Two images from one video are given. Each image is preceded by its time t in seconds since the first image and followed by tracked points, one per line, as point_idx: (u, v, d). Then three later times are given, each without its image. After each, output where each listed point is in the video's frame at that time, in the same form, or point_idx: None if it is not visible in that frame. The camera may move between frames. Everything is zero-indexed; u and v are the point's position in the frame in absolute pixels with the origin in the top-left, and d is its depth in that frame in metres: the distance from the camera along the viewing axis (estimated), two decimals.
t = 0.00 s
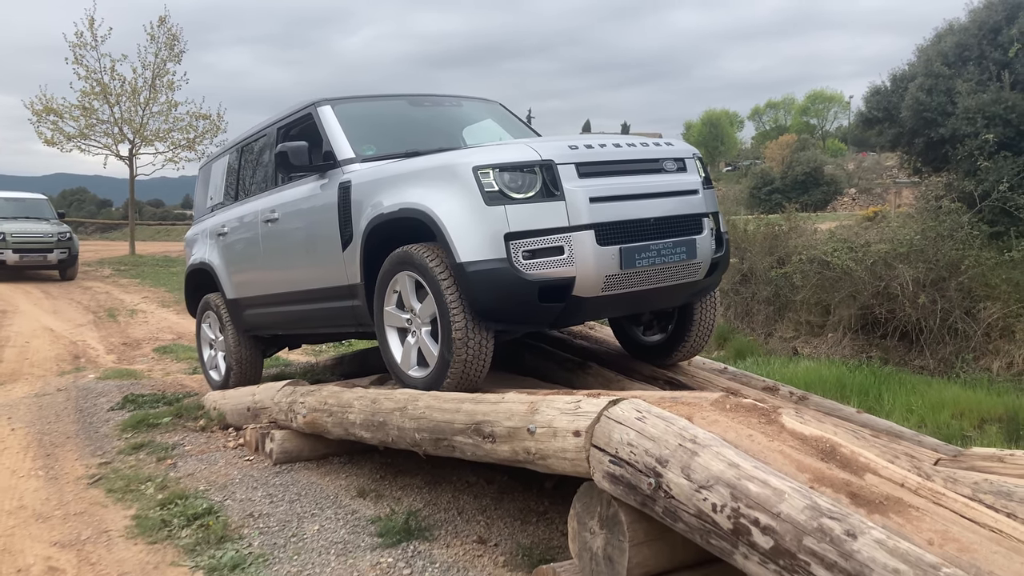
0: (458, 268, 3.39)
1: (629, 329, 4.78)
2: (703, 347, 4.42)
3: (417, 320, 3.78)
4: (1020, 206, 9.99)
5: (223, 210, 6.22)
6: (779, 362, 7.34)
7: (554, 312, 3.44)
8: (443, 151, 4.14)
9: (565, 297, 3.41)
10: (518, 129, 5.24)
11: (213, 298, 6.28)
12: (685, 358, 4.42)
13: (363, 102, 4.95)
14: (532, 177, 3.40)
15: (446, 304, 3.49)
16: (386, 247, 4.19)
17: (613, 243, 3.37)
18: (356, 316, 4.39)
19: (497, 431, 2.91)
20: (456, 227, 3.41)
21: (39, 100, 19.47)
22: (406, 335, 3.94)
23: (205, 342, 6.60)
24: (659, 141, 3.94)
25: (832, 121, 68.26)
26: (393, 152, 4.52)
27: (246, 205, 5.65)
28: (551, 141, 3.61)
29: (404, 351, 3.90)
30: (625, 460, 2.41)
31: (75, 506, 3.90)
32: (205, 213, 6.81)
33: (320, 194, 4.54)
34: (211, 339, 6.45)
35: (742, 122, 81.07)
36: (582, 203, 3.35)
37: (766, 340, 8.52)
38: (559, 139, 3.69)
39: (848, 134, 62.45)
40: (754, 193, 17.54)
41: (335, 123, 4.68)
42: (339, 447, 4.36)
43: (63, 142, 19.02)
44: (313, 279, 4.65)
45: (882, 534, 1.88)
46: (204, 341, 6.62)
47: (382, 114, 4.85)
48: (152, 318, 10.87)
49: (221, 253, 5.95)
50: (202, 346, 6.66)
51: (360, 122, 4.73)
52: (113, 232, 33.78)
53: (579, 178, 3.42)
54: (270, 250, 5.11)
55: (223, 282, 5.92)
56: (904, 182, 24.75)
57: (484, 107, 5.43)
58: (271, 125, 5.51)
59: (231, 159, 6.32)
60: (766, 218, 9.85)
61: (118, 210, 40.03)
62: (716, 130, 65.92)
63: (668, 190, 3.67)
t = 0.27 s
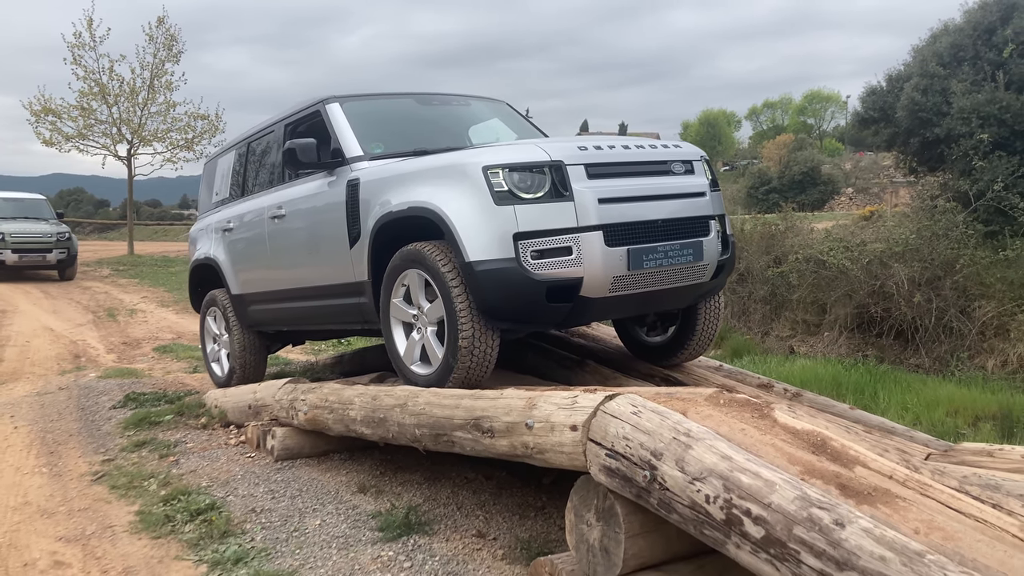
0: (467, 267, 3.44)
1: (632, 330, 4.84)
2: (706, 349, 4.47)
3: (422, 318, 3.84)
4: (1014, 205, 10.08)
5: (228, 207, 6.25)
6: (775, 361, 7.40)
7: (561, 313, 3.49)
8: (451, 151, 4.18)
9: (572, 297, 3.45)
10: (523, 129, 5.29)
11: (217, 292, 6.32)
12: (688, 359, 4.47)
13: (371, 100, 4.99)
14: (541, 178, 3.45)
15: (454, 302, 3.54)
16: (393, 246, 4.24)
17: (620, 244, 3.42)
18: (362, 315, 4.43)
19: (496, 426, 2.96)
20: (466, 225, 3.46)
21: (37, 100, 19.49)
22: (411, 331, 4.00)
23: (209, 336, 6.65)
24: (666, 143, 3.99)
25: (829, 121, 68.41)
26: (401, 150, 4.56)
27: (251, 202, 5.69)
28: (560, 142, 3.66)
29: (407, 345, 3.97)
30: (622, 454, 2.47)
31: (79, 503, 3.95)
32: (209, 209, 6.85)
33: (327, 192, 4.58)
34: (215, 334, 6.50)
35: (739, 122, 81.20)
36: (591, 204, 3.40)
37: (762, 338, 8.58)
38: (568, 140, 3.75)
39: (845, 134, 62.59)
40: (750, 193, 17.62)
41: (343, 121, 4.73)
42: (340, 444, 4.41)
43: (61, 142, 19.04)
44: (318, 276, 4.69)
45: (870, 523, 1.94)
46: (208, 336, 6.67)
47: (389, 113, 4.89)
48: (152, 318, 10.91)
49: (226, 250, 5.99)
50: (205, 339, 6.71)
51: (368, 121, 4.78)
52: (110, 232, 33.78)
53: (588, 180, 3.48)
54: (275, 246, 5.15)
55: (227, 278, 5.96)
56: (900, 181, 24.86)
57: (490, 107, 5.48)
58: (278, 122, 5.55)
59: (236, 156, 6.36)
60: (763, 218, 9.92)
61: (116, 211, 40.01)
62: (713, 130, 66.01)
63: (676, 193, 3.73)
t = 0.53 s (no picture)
0: (461, 266, 3.48)
1: (626, 328, 4.89)
2: (698, 347, 4.53)
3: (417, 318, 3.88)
4: (1006, 205, 10.17)
5: (224, 207, 6.28)
6: (769, 359, 7.46)
7: (554, 311, 3.53)
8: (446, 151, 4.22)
9: (565, 296, 3.50)
10: (517, 129, 5.34)
11: (213, 292, 6.35)
12: (681, 358, 4.52)
13: (366, 101, 5.03)
14: (534, 178, 3.49)
15: (447, 300, 3.58)
16: (388, 245, 4.27)
17: (612, 243, 3.47)
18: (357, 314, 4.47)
19: (489, 423, 3.01)
20: (460, 225, 3.50)
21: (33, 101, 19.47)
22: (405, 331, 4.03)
23: (205, 336, 6.67)
24: (658, 143, 4.04)
25: (824, 121, 68.59)
26: (395, 150, 4.61)
27: (247, 202, 5.72)
28: (553, 142, 3.70)
29: (402, 344, 4.01)
30: (612, 449, 2.52)
31: (77, 501, 3.98)
32: (205, 209, 6.87)
33: (322, 192, 4.62)
34: (211, 334, 6.53)
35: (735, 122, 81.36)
36: (583, 203, 3.45)
37: (757, 337, 8.64)
38: (560, 140, 3.79)
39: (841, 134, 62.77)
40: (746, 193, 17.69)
41: (338, 122, 4.76)
42: (336, 443, 4.45)
43: (57, 143, 19.03)
44: (314, 276, 4.73)
45: (853, 515, 1.98)
46: (204, 336, 6.69)
47: (384, 113, 4.93)
48: (148, 318, 10.93)
49: (222, 249, 6.02)
50: (201, 339, 6.73)
51: (363, 121, 4.82)
52: (106, 232, 33.73)
53: (580, 179, 3.52)
54: (271, 246, 5.18)
55: (223, 278, 5.99)
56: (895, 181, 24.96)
57: (484, 107, 5.52)
58: (273, 122, 5.59)
59: (232, 156, 6.39)
60: (757, 218, 9.98)
61: (111, 211, 39.94)
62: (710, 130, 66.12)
63: (667, 192, 3.78)
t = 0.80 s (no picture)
0: (451, 266, 3.51)
1: (616, 327, 4.92)
2: (688, 347, 4.56)
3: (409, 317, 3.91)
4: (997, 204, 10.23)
5: (217, 207, 6.30)
6: (762, 358, 7.50)
7: (544, 310, 3.56)
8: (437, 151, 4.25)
9: (554, 295, 3.53)
10: (509, 129, 5.37)
11: (206, 293, 6.36)
12: (671, 357, 4.55)
13: (358, 101, 5.06)
14: (523, 178, 3.52)
15: (438, 300, 3.60)
16: (379, 245, 4.29)
17: (601, 243, 3.50)
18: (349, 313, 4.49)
19: (479, 421, 3.03)
20: (450, 225, 3.53)
21: (27, 102, 19.44)
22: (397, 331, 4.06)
23: (198, 336, 6.68)
24: (647, 143, 4.07)
25: (820, 121, 68.72)
26: (387, 151, 4.63)
27: (240, 203, 5.74)
28: (542, 142, 3.73)
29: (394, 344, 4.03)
30: (599, 446, 2.55)
31: (70, 500, 4.00)
32: (199, 210, 6.89)
33: (314, 192, 4.64)
34: (204, 334, 6.54)
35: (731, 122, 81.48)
36: (572, 203, 3.48)
37: (750, 336, 8.69)
38: (550, 141, 3.82)
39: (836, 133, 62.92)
40: (740, 193, 17.74)
41: (330, 123, 4.79)
42: (329, 442, 4.47)
43: (51, 143, 19.00)
44: (306, 275, 4.75)
45: (835, 510, 2.01)
46: (197, 336, 6.70)
47: (377, 114, 4.96)
48: (143, 319, 10.92)
49: (215, 250, 6.03)
50: (195, 339, 6.74)
51: (355, 122, 4.84)
52: (101, 233, 33.68)
53: (569, 179, 3.55)
54: (264, 246, 5.20)
55: (216, 278, 6.00)
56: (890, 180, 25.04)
57: (476, 108, 5.55)
58: (266, 123, 5.61)
59: (225, 157, 6.40)
60: (751, 217, 10.02)
61: (107, 211, 39.86)
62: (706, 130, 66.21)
63: (656, 192, 3.81)
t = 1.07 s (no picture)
0: (442, 266, 3.52)
1: (609, 327, 4.94)
2: (680, 346, 4.57)
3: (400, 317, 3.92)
4: (993, 204, 10.26)
5: (211, 208, 6.31)
6: (758, 358, 7.52)
7: (535, 311, 3.58)
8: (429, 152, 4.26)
9: (545, 296, 3.54)
10: (502, 130, 5.38)
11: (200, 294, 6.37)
12: (662, 356, 4.57)
13: (351, 102, 5.07)
14: (514, 178, 3.53)
15: (429, 300, 3.62)
16: (371, 246, 4.30)
17: (591, 243, 3.51)
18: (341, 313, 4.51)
19: (469, 421, 3.05)
20: (441, 225, 3.54)
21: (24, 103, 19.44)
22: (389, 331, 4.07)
23: (193, 337, 6.68)
24: (638, 144, 4.09)
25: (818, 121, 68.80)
26: (380, 151, 4.65)
27: (233, 203, 5.75)
28: (533, 143, 3.74)
29: (386, 343, 4.05)
30: (587, 445, 2.56)
31: (63, 500, 4.01)
32: (193, 211, 6.90)
33: (307, 193, 4.65)
34: (199, 335, 6.55)
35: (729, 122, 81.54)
36: (562, 203, 3.49)
37: (746, 336, 8.71)
38: (541, 141, 3.83)
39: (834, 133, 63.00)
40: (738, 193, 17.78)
41: (323, 124, 4.80)
42: (322, 442, 4.48)
43: (48, 144, 19.00)
44: (299, 275, 4.76)
45: (818, 508, 2.02)
46: (191, 337, 6.71)
47: (370, 115, 4.97)
48: (140, 319, 10.93)
49: (209, 251, 6.04)
50: (189, 340, 6.75)
51: (348, 123, 4.85)
52: (99, 233, 33.67)
53: (559, 180, 3.56)
54: (257, 246, 5.21)
55: (210, 279, 6.01)
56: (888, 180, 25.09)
57: (469, 109, 5.56)
58: (260, 124, 5.62)
59: (219, 158, 6.41)
60: (746, 217, 10.04)
61: (104, 211, 39.83)
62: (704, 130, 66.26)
63: (646, 192, 3.83)
